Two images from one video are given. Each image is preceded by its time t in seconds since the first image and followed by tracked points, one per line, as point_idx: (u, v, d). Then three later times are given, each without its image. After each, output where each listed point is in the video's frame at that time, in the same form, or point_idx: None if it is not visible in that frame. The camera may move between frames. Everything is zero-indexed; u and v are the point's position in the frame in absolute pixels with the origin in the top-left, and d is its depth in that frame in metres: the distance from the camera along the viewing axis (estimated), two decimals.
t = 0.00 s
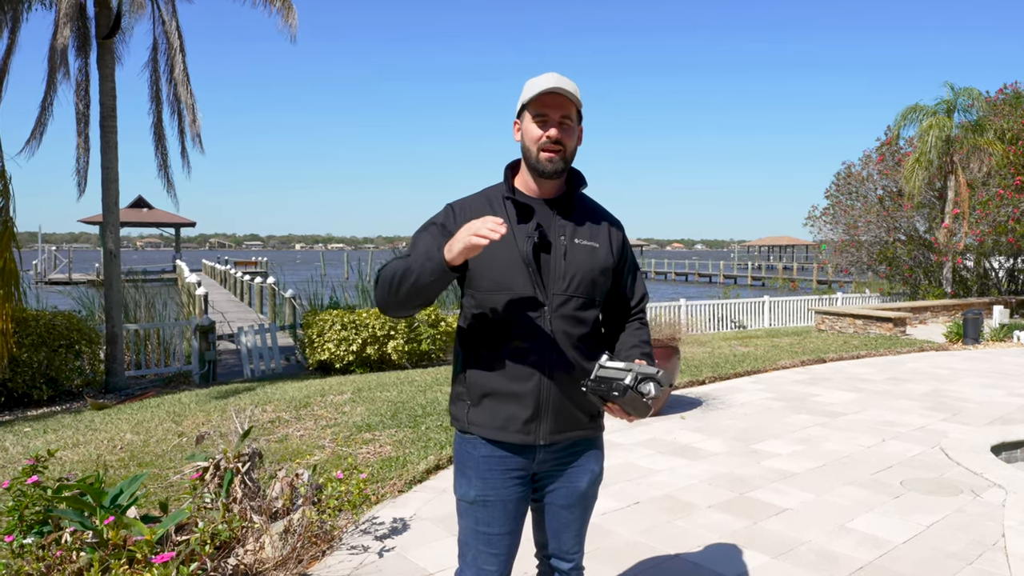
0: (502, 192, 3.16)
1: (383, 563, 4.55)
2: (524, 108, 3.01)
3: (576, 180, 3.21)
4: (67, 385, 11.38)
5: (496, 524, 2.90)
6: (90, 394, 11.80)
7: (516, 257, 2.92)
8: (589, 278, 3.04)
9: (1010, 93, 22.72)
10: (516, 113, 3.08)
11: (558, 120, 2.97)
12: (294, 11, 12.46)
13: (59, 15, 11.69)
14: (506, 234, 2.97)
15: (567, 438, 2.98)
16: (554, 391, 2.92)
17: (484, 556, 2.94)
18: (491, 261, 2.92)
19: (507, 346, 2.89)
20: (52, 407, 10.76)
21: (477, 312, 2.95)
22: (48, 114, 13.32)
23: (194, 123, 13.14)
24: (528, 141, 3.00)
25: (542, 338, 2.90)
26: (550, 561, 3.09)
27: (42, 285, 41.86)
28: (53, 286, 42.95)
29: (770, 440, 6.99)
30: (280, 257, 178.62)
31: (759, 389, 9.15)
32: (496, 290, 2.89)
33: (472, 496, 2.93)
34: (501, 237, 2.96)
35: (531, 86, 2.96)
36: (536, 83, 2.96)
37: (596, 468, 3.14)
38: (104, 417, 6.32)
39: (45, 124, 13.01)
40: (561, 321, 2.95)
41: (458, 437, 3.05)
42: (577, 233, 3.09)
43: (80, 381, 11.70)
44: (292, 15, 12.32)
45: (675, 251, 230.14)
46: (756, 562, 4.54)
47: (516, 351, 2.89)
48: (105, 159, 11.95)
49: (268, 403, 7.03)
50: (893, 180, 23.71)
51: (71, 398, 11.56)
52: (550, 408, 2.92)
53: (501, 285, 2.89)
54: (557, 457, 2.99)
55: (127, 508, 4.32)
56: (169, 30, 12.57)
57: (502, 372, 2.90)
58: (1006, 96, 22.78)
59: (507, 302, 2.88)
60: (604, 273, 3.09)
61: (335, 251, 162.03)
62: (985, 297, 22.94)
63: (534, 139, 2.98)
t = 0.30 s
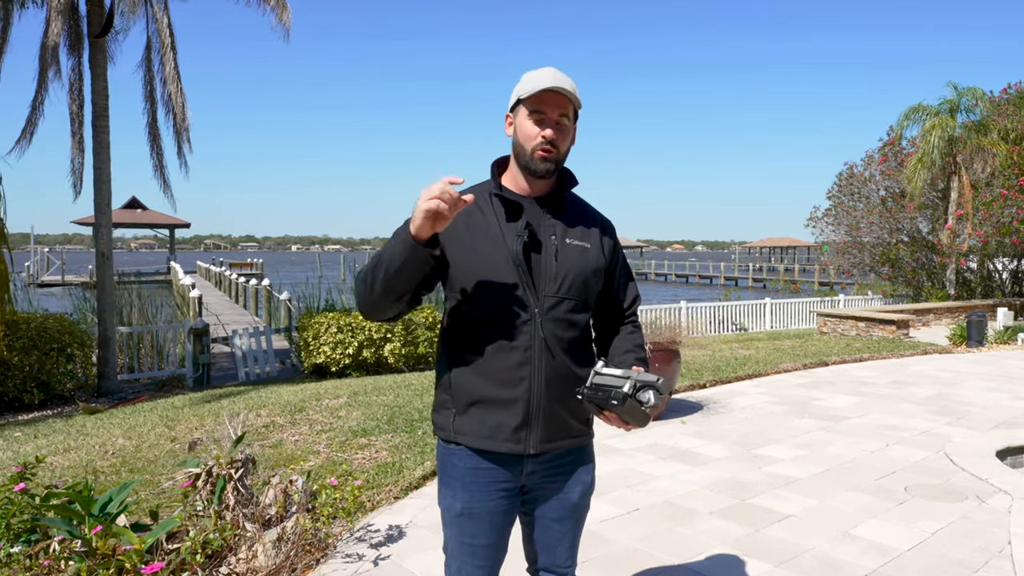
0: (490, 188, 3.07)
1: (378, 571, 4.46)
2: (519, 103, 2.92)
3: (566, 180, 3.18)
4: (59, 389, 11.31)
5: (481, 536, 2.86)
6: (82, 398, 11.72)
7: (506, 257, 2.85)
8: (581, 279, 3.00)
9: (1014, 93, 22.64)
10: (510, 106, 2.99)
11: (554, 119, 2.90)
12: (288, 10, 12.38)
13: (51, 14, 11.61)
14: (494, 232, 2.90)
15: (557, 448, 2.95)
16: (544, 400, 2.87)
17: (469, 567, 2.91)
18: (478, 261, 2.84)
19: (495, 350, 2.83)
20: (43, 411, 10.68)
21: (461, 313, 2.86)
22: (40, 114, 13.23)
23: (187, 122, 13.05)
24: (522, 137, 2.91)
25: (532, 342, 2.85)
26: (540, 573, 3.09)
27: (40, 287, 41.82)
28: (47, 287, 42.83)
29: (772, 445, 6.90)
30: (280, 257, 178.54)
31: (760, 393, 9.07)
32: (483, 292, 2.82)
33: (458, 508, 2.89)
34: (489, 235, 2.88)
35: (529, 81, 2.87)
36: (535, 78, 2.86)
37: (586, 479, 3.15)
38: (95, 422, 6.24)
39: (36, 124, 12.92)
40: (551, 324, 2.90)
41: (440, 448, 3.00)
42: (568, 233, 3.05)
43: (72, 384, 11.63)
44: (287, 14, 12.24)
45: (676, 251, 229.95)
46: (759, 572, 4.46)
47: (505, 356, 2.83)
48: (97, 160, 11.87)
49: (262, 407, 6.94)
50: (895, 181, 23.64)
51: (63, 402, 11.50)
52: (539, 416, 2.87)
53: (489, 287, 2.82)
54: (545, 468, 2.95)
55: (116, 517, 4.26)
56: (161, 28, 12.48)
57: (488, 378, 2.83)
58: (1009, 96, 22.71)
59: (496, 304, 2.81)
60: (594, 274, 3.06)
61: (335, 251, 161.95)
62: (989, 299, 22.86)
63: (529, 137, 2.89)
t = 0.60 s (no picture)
0: (474, 189, 3.16)
1: None
2: (501, 99, 2.96)
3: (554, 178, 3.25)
4: (50, 392, 11.22)
5: (466, 547, 2.94)
6: (74, 402, 11.63)
7: (495, 264, 2.93)
8: (571, 281, 3.07)
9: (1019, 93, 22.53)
10: (492, 104, 3.03)
11: (537, 114, 2.94)
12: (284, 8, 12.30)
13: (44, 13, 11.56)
14: (482, 239, 2.98)
15: (546, 457, 3.02)
16: (533, 406, 2.95)
17: None
18: (467, 269, 2.92)
19: (485, 358, 2.89)
20: (34, 415, 10.59)
21: (451, 323, 2.95)
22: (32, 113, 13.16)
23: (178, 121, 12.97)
24: (506, 132, 2.94)
25: (522, 349, 2.92)
26: None
27: (39, 290, 41.72)
28: (45, 289, 42.70)
29: (775, 449, 6.82)
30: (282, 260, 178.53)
31: (763, 397, 8.97)
32: (472, 299, 2.91)
33: (444, 519, 2.98)
34: (478, 242, 2.97)
35: (510, 76, 2.91)
36: (517, 73, 2.91)
37: (579, 486, 3.19)
38: (88, 426, 6.16)
39: (28, 123, 12.84)
40: (542, 330, 2.97)
41: (426, 457, 3.08)
42: (557, 235, 3.12)
43: (64, 388, 11.54)
44: (282, 12, 12.16)
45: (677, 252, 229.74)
46: None
47: (496, 363, 2.90)
48: (90, 159, 11.80)
49: (257, 411, 6.85)
50: (899, 181, 23.55)
51: (55, 406, 11.42)
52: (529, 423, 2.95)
53: (479, 294, 2.90)
54: (534, 477, 3.02)
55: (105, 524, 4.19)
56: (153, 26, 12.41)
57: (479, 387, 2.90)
58: (1015, 96, 22.60)
59: (485, 311, 2.90)
60: (585, 276, 3.13)
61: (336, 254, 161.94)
62: (994, 301, 22.73)
63: (513, 133, 2.94)
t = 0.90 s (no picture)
0: (460, 192, 3.09)
1: None
2: (482, 98, 2.96)
3: (543, 175, 3.18)
4: (42, 397, 11.16)
5: (459, 558, 2.89)
6: (67, 406, 11.55)
7: (485, 271, 2.88)
8: (563, 284, 3.01)
9: None
10: (473, 103, 3.02)
11: (518, 111, 2.93)
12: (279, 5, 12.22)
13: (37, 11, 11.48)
14: (471, 245, 2.93)
15: (541, 465, 2.96)
16: (528, 415, 2.89)
17: None
18: (457, 277, 2.87)
19: (477, 368, 2.84)
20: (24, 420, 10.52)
21: (441, 331, 2.89)
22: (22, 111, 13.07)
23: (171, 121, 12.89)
24: (488, 132, 2.94)
25: (514, 357, 2.87)
26: None
27: (39, 293, 41.68)
28: (45, 291, 42.66)
29: (778, 454, 6.73)
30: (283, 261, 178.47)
31: (766, 401, 8.88)
32: (462, 308, 2.85)
33: (437, 530, 2.91)
34: (466, 249, 2.91)
35: (490, 73, 2.90)
36: (497, 69, 2.91)
37: (575, 493, 3.13)
38: (80, 431, 6.08)
39: (19, 122, 12.75)
40: (535, 336, 2.91)
41: (419, 466, 3.03)
42: (547, 238, 3.06)
43: (56, 392, 11.47)
44: (278, 9, 12.07)
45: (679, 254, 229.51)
46: None
47: (488, 372, 2.84)
48: (82, 160, 11.73)
49: (251, 415, 6.77)
50: (903, 182, 23.45)
51: (47, 410, 11.36)
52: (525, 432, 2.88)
53: (469, 303, 2.85)
54: (530, 484, 2.97)
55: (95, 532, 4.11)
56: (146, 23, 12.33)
57: (471, 397, 2.84)
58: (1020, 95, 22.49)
59: (476, 319, 2.85)
60: (577, 278, 3.07)
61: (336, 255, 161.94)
62: (999, 303, 22.62)
63: (494, 133, 2.93)
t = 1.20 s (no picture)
0: (455, 196, 3.01)
1: None
2: (465, 100, 2.90)
3: (541, 176, 3.09)
4: (33, 401, 11.09)
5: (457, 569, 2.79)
6: (58, 411, 11.47)
7: (482, 275, 2.80)
8: (563, 288, 2.92)
9: None
10: (459, 107, 2.97)
11: (502, 107, 2.86)
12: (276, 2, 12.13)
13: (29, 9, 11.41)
14: (468, 250, 2.85)
15: (541, 474, 2.87)
16: (528, 423, 2.81)
17: None
18: (453, 283, 2.79)
19: (475, 374, 2.76)
20: (15, 425, 10.45)
21: (439, 338, 2.81)
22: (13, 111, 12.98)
23: (166, 120, 12.82)
24: (475, 135, 2.88)
25: (514, 363, 2.78)
26: None
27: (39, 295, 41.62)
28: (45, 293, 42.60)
29: (781, 461, 6.63)
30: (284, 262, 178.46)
31: (769, 406, 8.78)
32: (459, 314, 2.77)
33: (434, 542, 2.81)
34: (463, 253, 2.84)
35: (469, 73, 2.85)
36: (475, 68, 2.85)
37: (576, 503, 3.03)
38: (71, 436, 6.00)
39: (9, 121, 12.67)
40: (535, 342, 2.82)
41: (414, 478, 2.95)
42: (546, 240, 2.97)
43: (47, 396, 11.39)
44: (274, 6, 11.99)
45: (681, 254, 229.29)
46: None
47: (487, 379, 2.76)
48: (74, 160, 11.66)
49: (246, 420, 6.68)
50: (908, 183, 23.34)
51: (39, 415, 11.28)
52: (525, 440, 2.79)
53: (466, 308, 2.77)
54: (529, 493, 2.87)
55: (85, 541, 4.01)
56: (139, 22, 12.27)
57: (469, 404, 2.76)
58: None
59: (474, 325, 2.77)
60: (578, 281, 2.98)
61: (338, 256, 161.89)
62: (1005, 306, 22.50)
63: (481, 133, 2.87)
